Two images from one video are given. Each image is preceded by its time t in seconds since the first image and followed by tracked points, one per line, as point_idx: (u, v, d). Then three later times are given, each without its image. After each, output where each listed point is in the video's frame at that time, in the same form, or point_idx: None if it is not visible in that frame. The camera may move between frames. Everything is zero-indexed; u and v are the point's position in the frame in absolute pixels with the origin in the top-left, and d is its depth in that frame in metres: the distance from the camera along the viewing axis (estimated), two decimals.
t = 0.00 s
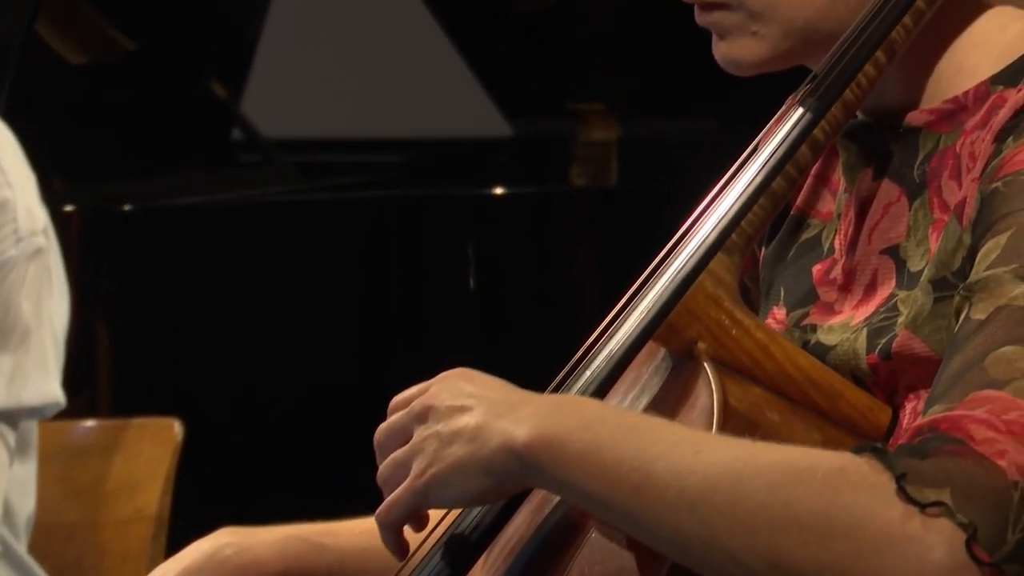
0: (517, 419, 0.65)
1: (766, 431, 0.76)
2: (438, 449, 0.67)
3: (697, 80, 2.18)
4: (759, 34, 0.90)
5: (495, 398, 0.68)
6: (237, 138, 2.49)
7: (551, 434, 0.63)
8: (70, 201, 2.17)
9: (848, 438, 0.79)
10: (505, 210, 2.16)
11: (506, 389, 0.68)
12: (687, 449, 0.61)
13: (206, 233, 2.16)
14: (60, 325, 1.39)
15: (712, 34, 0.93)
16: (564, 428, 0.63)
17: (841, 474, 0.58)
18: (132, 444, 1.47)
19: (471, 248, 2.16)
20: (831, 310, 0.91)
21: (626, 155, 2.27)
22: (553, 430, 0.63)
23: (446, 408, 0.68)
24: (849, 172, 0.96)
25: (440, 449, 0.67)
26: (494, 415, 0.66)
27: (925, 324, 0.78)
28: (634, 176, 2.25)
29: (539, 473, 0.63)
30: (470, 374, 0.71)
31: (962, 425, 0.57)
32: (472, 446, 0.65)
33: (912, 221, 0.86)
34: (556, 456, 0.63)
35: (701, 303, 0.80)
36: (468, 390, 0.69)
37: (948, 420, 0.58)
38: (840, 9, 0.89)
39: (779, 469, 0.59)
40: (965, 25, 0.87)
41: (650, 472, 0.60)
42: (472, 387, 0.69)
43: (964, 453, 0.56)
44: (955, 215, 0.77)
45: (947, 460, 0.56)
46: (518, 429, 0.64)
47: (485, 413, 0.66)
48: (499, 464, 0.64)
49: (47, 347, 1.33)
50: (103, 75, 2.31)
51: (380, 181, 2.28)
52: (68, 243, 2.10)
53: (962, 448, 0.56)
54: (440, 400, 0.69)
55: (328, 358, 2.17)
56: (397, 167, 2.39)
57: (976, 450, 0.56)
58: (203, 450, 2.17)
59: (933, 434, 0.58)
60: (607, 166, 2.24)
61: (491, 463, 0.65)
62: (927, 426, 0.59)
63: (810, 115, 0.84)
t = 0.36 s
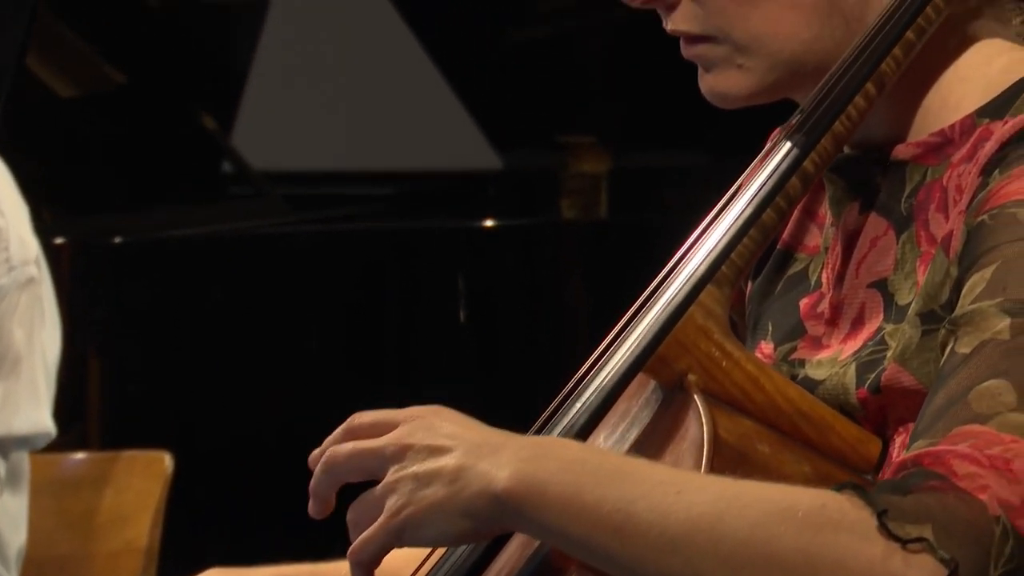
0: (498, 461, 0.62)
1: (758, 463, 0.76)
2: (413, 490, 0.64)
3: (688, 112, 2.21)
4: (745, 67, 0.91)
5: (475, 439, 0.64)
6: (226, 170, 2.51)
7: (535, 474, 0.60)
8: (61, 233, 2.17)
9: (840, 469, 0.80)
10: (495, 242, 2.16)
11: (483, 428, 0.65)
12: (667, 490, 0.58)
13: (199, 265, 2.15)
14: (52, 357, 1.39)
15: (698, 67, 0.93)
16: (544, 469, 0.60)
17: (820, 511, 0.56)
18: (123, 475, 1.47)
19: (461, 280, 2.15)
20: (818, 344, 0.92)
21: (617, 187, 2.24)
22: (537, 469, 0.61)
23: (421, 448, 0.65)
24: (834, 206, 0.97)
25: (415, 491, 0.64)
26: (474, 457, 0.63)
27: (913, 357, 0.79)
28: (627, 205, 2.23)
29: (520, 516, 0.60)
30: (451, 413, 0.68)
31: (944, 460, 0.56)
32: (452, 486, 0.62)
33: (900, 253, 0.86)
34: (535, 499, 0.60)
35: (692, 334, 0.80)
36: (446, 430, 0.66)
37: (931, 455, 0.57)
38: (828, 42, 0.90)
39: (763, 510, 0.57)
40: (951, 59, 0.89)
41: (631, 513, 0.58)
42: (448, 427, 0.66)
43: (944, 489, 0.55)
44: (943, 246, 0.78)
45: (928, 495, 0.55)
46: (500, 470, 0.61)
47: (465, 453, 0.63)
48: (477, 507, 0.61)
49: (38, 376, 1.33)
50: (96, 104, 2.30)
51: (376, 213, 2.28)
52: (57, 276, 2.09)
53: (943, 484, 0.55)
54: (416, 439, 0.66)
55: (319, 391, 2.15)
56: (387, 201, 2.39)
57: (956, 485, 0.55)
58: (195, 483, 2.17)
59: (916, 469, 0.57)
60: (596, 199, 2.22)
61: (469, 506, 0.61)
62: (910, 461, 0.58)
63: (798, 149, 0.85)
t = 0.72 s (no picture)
0: (470, 517, 0.61)
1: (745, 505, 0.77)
2: (379, 551, 0.63)
3: (670, 153, 2.23)
4: (726, 106, 0.91)
5: (443, 494, 0.64)
6: (210, 213, 2.42)
7: (506, 529, 0.60)
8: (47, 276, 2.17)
9: (826, 511, 0.79)
10: (481, 284, 2.17)
11: (446, 484, 0.65)
12: (640, 543, 0.60)
13: (185, 309, 2.15)
14: (36, 401, 1.40)
15: (679, 107, 0.94)
16: (521, 523, 0.60)
17: (794, 556, 0.59)
18: (108, 517, 1.47)
19: (446, 322, 2.16)
20: (803, 386, 0.93)
21: (602, 232, 2.26)
22: (508, 523, 0.60)
23: (384, 506, 0.64)
24: (816, 248, 0.98)
25: (382, 551, 0.63)
26: (444, 510, 0.62)
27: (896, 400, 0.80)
28: (609, 242, 2.24)
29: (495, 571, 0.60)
30: (412, 471, 0.67)
31: (920, 500, 0.59)
32: (420, 544, 0.62)
33: (882, 295, 0.87)
34: (510, 555, 0.60)
35: (678, 376, 0.81)
36: (408, 485, 0.65)
37: (907, 495, 0.60)
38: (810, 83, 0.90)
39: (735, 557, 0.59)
40: (934, 101, 0.89)
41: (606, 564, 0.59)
42: (412, 484, 0.65)
43: (919, 530, 0.58)
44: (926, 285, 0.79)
45: (903, 536, 0.58)
46: (473, 523, 0.61)
47: (436, 508, 0.63)
48: (447, 566, 0.61)
49: (22, 416, 1.33)
50: (87, 145, 2.30)
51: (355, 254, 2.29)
52: (46, 317, 2.08)
53: (917, 524, 0.58)
54: (378, 498, 0.65)
55: (302, 429, 2.15)
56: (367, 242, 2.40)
57: (929, 525, 0.58)
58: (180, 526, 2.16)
59: (891, 509, 0.60)
60: (582, 242, 2.24)
61: (439, 566, 0.61)
62: (886, 501, 0.61)
63: (782, 191, 0.85)
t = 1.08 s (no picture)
0: (442, 562, 0.66)
1: (733, 543, 0.77)
2: None
3: (662, 191, 2.23)
4: (712, 137, 0.93)
5: (415, 543, 0.68)
6: (200, 251, 2.40)
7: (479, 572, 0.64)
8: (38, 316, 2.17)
9: (813, 548, 0.80)
10: (470, 323, 2.17)
11: (417, 535, 0.69)
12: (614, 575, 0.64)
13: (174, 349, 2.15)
14: (26, 438, 1.39)
15: (665, 135, 0.95)
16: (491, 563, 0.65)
17: None
18: (98, 555, 1.46)
19: (436, 360, 2.16)
20: (790, 423, 0.94)
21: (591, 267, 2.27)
22: (482, 567, 0.65)
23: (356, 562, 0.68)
24: (803, 283, 0.98)
25: None
26: (417, 560, 0.67)
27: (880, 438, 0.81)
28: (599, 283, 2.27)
29: None
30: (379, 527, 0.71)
31: (896, 534, 0.63)
32: None
33: (867, 331, 0.89)
34: None
35: (666, 415, 0.81)
36: (381, 540, 0.69)
37: (884, 530, 0.63)
38: (796, 116, 0.91)
39: None
40: (922, 137, 0.90)
41: None
42: (383, 538, 0.69)
43: (894, 563, 0.61)
44: (908, 324, 0.81)
45: (879, 570, 0.62)
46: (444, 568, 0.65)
47: (408, 558, 0.67)
48: None
49: (11, 449, 1.33)
50: (83, 183, 2.33)
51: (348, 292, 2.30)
52: (36, 354, 2.10)
53: (893, 558, 0.62)
54: (352, 555, 0.69)
55: (297, 467, 2.15)
56: (357, 281, 2.38)
57: (905, 558, 0.61)
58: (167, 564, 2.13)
59: (869, 544, 0.63)
60: (570, 278, 2.26)
61: None
62: (865, 536, 0.65)
63: (773, 228, 0.86)
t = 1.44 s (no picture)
0: None
1: None
2: None
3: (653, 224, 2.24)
4: (694, 179, 0.93)
5: None
6: (188, 287, 2.39)
7: None
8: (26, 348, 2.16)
9: None
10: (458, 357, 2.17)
11: None
12: None
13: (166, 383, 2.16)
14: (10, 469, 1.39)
15: (649, 179, 0.96)
16: None
17: None
18: None
19: (424, 396, 2.16)
20: (778, 454, 0.95)
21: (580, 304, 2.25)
22: None
23: None
24: (790, 315, 0.99)
25: None
26: None
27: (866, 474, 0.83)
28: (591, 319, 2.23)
29: None
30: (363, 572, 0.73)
31: (879, 570, 0.65)
32: None
33: (853, 365, 0.89)
34: None
35: (654, 451, 0.81)
36: None
37: (867, 565, 0.65)
38: (779, 157, 0.92)
39: None
40: (909, 177, 0.90)
41: None
42: None
43: None
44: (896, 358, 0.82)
45: None
46: None
47: None
48: None
49: None
50: (68, 218, 2.32)
51: (337, 328, 2.27)
52: (24, 388, 2.10)
53: None
54: None
55: (287, 500, 2.13)
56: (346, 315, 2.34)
57: None
58: None
59: None
60: (560, 315, 2.22)
61: None
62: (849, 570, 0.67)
63: (755, 270, 0.86)
